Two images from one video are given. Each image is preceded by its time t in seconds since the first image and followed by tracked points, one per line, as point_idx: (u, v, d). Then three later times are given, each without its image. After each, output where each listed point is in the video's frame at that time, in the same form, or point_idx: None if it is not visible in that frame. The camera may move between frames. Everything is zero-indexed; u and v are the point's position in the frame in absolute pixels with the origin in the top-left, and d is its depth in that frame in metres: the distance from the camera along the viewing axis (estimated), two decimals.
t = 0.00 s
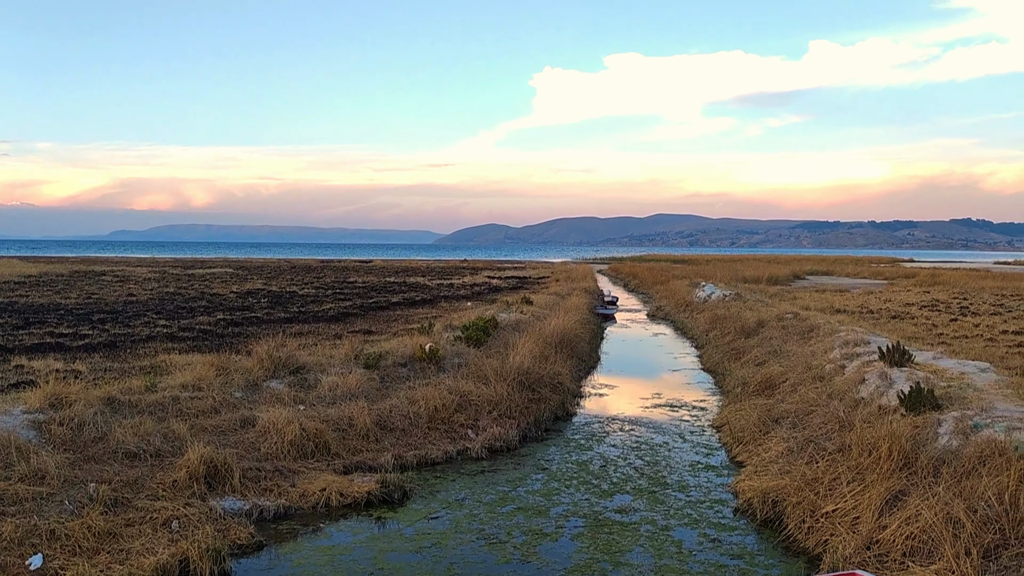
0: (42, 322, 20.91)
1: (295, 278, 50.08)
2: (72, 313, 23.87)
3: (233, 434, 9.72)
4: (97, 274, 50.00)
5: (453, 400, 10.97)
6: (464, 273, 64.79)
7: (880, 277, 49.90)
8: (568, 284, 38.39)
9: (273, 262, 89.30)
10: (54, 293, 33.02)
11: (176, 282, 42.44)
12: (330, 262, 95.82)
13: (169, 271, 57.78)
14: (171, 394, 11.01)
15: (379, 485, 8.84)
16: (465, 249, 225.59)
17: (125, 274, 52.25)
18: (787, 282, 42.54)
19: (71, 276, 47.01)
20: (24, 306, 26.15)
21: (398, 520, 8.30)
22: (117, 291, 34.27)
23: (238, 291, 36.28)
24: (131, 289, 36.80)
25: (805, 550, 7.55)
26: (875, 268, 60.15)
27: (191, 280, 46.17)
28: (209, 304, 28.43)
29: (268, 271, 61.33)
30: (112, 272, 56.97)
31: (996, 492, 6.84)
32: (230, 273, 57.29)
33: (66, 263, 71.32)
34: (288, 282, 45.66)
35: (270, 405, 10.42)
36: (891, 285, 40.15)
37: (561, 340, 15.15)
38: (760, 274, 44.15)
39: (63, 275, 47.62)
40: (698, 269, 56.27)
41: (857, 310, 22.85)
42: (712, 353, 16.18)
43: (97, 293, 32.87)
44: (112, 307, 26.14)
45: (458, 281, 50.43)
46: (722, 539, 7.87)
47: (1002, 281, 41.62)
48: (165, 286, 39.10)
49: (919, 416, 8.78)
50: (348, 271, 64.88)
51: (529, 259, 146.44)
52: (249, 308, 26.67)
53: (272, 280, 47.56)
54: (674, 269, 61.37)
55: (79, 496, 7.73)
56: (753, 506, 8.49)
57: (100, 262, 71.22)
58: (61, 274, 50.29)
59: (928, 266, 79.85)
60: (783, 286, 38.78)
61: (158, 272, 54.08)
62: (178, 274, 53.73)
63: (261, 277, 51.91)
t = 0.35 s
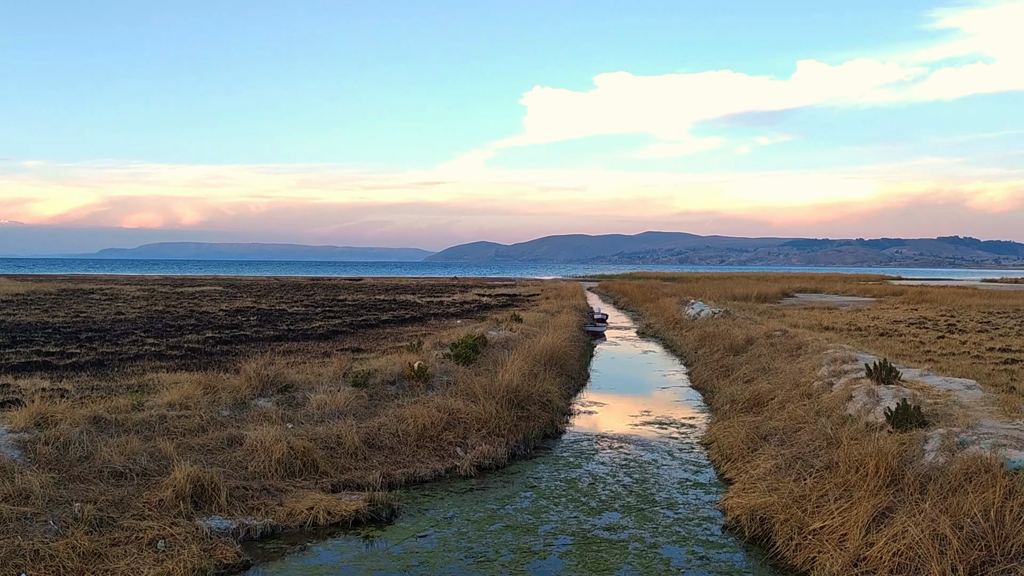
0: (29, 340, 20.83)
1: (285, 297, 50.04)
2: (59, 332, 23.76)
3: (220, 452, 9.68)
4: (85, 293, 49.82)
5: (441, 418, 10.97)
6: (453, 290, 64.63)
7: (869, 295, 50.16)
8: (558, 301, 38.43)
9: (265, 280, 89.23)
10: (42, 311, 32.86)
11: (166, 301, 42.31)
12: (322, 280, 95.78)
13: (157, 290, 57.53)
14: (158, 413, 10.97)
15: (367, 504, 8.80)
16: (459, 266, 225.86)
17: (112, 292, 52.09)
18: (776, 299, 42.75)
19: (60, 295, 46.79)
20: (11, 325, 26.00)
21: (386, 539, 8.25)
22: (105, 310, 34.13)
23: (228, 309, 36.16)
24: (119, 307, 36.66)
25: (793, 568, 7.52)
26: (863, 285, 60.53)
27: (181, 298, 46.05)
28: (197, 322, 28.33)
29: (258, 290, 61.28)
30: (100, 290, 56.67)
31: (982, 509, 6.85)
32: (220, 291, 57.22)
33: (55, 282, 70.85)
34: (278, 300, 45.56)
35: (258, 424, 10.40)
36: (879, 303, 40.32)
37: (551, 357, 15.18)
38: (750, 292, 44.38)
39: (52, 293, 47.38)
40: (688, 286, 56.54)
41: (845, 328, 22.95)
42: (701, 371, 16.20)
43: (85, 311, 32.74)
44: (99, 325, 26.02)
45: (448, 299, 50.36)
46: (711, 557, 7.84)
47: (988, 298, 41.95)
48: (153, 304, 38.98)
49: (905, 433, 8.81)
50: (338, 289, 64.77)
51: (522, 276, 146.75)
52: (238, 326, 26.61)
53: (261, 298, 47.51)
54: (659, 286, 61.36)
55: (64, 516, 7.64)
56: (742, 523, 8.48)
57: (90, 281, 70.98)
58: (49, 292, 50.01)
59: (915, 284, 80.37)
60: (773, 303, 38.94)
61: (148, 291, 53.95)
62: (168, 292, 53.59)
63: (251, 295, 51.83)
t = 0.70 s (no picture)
0: (19, 355, 20.73)
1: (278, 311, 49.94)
2: (49, 346, 23.66)
3: (211, 468, 9.63)
4: (76, 307, 49.70)
5: (434, 433, 10.93)
6: (447, 304, 64.49)
7: (862, 308, 50.22)
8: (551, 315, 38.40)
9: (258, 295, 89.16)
10: (34, 326, 32.77)
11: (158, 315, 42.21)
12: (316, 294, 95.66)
13: (151, 304, 57.37)
14: (148, 427, 10.92)
15: (359, 519, 8.74)
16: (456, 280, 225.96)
17: (104, 306, 51.94)
18: (769, 313, 42.84)
19: (51, 309, 46.59)
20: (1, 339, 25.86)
21: (377, 554, 8.18)
22: (97, 324, 34.01)
23: (221, 324, 36.06)
24: (111, 321, 36.52)
25: None
26: (855, 299, 60.67)
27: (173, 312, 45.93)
28: (190, 336, 28.25)
29: (252, 304, 61.18)
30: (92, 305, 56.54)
31: (974, 523, 6.83)
32: (213, 305, 57.08)
33: (48, 295, 70.73)
34: (271, 314, 45.43)
35: (249, 438, 10.36)
36: (871, 316, 40.36)
37: (544, 371, 15.17)
38: (743, 306, 44.48)
39: (43, 308, 47.18)
40: (681, 300, 56.65)
41: (838, 341, 22.96)
42: (695, 385, 16.19)
43: (78, 326, 32.62)
44: (90, 340, 25.91)
45: (441, 313, 50.29)
46: (704, 572, 7.78)
47: (981, 312, 42.02)
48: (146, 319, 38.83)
49: (898, 447, 8.80)
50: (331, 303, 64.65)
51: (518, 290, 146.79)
52: (230, 340, 26.53)
53: (254, 312, 47.44)
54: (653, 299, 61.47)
55: (52, 532, 7.56)
56: (735, 538, 8.44)
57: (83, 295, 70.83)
58: (40, 307, 49.81)
59: (905, 297, 80.58)
60: (766, 317, 39.00)
61: (140, 305, 53.91)
62: (160, 307, 53.48)
63: (244, 309, 51.71)
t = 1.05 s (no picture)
0: (15, 372, 20.71)
1: (275, 326, 49.91)
2: (47, 362, 23.64)
3: (207, 484, 9.61)
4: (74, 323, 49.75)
5: (431, 449, 10.92)
6: (445, 320, 64.46)
7: (858, 324, 50.20)
8: (549, 331, 38.41)
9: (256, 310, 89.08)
10: (31, 342, 32.76)
11: (155, 331, 42.14)
12: (314, 309, 95.66)
13: (148, 320, 57.38)
14: (144, 444, 10.91)
15: (355, 535, 8.70)
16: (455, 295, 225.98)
17: (101, 323, 51.90)
18: (767, 329, 42.86)
19: (48, 325, 46.57)
20: None
21: (373, 571, 8.14)
22: (94, 340, 34.00)
23: (218, 340, 36.03)
24: (107, 337, 36.46)
25: None
26: (850, 314, 60.75)
27: (170, 328, 45.90)
28: (187, 353, 28.23)
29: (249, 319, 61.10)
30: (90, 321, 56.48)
31: (971, 539, 6.82)
32: (210, 321, 57.06)
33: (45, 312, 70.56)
34: (268, 330, 45.37)
35: (246, 455, 10.36)
36: (868, 332, 40.36)
37: (541, 387, 15.18)
38: (740, 321, 44.56)
39: (40, 324, 47.16)
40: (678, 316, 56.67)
41: (834, 357, 22.96)
42: (692, 401, 16.18)
43: (74, 343, 32.58)
44: (87, 356, 25.89)
45: (438, 329, 50.26)
46: None
47: (976, 327, 42.09)
48: (142, 335, 38.81)
49: (894, 463, 8.81)
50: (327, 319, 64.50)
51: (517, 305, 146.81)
52: (227, 357, 26.51)
53: (251, 328, 47.42)
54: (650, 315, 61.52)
55: (47, 549, 7.54)
56: (732, 554, 8.39)
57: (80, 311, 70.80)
58: (37, 323, 49.78)
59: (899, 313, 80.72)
60: (763, 333, 39.05)
61: (137, 321, 53.90)
62: (157, 323, 53.46)
63: (241, 325, 51.68)
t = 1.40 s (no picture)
0: (12, 389, 20.67)
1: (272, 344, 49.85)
2: (44, 380, 23.59)
3: (204, 503, 9.58)
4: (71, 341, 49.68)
5: (428, 467, 10.90)
6: (443, 338, 64.40)
7: (856, 342, 50.22)
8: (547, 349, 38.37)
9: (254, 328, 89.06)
10: (27, 360, 32.65)
11: (152, 349, 42.06)
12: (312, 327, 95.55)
13: (145, 337, 57.30)
14: (142, 463, 10.90)
15: (352, 554, 8.64)
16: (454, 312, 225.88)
17: (99, 341, 51.84)
18: (765, 347, 42.80)
19: (46, 343, 46.53)
20: None
21: None
22: (92, 358, 33.95)
23: (215, 358, 35.93)
24: (105, 355, 36.40)
25: None
26: (848, 332, 60.53)
27: (168, 345, 45.83)
28: (184, 371, 28.15)
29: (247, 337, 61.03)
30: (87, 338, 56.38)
31: (970, 558, 6.79)
32: (208, 339, 57.02)
33: (42, 330, 70.39)
34: (266, 348, 45.26)
35: (243, 473, 10.34)
36: (866, 350, 40.27)
37: (539, 405, 15.16)
38: (739, 339, 44.55)
39: (38, 342, 47.09)
40: (676, 333, 56.64)
41: (832, 375, 22.95)
42: (690, 418, 16.15)
43: (71, 360, 32.49)
44: (85, 375, 25.83)
45: (436, 347, 50.12)
46: None
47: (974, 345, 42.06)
48: (139, 353, 38.73)
49: (893, 482, 8.80)
50: (325, 337, 64.27)
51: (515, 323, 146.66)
52: (225, 375, 26.48)
53: (249, 346, 47.35)
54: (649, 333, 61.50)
55: (43, 569, 7.50)
56: (731, 573, 8.33)
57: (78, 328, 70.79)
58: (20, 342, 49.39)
59: (894, 331, 80.56)
60: (761, 351, 39.02)
61: (135, 339, 53.86)
62: (155, 341, 53.42)
63: (239, 343, 51.60)
